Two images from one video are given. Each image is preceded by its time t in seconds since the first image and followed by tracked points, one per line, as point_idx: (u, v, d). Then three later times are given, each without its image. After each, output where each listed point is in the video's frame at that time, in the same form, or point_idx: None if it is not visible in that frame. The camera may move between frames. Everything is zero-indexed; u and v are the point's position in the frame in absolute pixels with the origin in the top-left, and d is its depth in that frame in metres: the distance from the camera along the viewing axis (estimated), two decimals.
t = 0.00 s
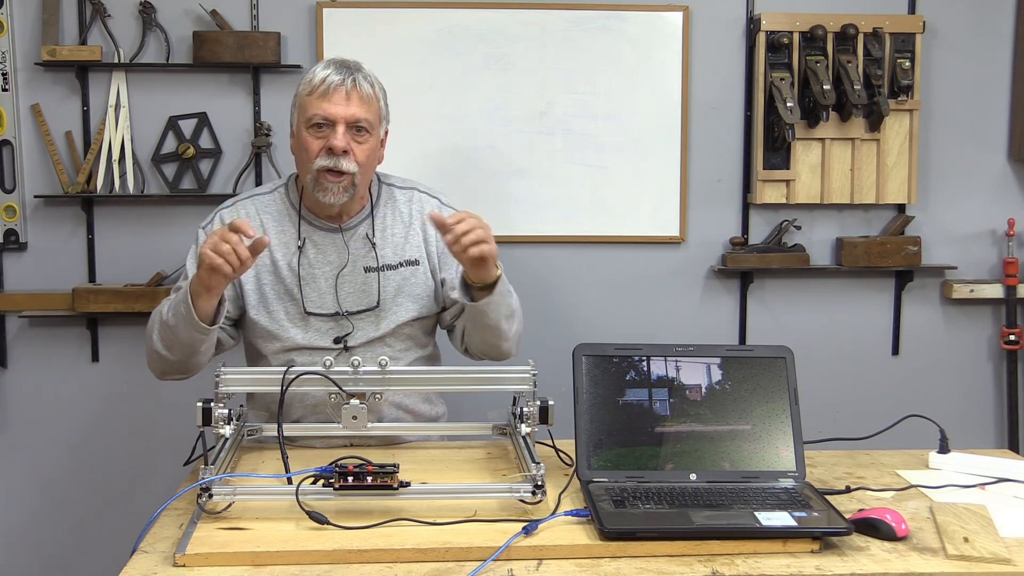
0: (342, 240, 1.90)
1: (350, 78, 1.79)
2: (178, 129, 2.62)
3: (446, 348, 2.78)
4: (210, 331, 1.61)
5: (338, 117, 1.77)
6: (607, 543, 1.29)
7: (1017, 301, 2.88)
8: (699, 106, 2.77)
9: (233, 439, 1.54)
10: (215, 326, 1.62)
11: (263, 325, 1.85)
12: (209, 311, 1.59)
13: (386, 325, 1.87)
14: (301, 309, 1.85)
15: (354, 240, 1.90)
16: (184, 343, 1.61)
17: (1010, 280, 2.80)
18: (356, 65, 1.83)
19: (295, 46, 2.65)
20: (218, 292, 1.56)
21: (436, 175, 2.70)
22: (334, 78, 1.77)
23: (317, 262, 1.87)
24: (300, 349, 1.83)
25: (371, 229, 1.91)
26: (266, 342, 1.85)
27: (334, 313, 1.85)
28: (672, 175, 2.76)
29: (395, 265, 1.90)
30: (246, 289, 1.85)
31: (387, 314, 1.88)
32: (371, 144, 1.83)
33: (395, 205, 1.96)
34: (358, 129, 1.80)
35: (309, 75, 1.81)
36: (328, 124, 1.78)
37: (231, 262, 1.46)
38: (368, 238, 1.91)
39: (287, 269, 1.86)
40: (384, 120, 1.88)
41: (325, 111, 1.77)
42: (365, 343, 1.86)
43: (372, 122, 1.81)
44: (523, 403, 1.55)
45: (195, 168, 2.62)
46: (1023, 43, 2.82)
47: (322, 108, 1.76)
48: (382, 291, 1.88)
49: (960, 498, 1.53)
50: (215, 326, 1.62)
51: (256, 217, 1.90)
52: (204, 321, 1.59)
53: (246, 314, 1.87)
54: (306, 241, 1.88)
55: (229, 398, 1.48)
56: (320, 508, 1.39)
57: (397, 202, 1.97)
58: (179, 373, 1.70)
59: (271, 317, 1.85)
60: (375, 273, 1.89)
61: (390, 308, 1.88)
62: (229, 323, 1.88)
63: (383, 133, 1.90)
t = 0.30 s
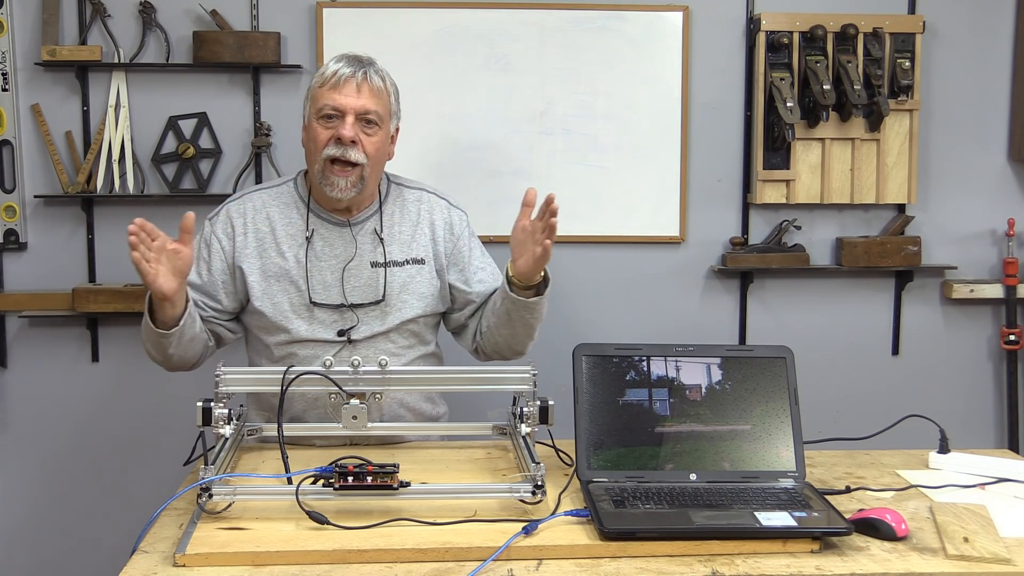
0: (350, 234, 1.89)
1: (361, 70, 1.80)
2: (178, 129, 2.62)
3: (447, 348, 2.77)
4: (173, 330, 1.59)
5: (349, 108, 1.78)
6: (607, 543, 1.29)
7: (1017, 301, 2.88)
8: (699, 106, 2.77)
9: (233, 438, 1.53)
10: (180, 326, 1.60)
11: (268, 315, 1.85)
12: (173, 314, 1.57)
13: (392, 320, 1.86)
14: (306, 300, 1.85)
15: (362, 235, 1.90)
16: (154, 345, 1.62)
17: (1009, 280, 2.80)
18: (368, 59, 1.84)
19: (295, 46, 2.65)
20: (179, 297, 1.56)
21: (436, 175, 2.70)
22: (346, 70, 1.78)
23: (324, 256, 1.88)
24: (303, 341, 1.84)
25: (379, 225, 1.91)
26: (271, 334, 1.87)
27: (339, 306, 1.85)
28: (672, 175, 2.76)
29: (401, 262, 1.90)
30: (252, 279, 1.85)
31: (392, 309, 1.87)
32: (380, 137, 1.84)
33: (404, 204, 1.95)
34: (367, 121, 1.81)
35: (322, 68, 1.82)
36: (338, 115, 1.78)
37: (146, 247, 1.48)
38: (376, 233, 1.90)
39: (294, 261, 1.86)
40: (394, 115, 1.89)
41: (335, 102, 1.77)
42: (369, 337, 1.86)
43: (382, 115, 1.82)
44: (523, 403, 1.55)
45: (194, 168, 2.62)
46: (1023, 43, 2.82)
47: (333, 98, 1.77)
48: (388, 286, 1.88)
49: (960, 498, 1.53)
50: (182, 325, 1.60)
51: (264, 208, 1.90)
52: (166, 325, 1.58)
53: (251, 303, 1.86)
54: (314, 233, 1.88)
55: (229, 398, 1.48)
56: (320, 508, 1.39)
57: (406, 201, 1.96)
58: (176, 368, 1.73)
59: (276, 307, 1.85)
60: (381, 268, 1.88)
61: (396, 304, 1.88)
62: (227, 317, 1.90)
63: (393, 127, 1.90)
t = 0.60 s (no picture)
0: (351, 234, 1.89)
1: (356, 66, 1.80)
2: (178, 129, 2.62)
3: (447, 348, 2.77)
4: (163, 336, 1.62)
5: (346, 103, 1.78)
6: (607, 543, 1.29)
7: (1017, 301, 2.88)
8: (699, 106, 2.77)
9: (233, 439, 1.53)
10: (170, 331, 1.62)
11: (269, 315, 1.85)
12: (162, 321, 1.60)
13: (393, 320, 1.86)
14: (306, 300, 1.85)
15: (362, 234, 1.89)
16: (146, 350, 1.65)
17: (1009, 280, 2.80)
18: (363, 55, 1.85)
19: (294, 46, 2.65)
20: (166, 304, 1.58)
21: (436, 175, 2.70)
22: (341, 66, 1.78)
23: (325, 256, 1.88)
24: (303, 342, 1.84)
25: (380, 225, 1.91)
26: (271, 334, 1.87)
27: (339, 306, 1.85)
28: (672, 174, 2.76)
29: (402, 262, 1.90)
30: (252, 279, 1.85)
31: (393, 310, 1.87)
32: (378, 132, 1.84)
33: (405, 204, 1.95)
34: (365, 116, 1.81)
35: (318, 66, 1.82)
36: (336, 111, 1.79)
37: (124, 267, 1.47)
38: (377, 233, 1.90)
39: (295, 261, 1.86)
40: (391, 110, 1.89)
41: (332, 98, 1.78)
42: (370, 337, 1.85)
43: (379, 109, 1.82)
44: (524, 404, 1.55)
45: (194, 168, 2.61)
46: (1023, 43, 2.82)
47: (329, 95, 1.77)
48: (389, 286, 1.88)
49: (960, 498, 1.53)
50: (173, 331, 1.62)
51: (265, 209, 1.90)
52: (157, 333, 1.61)
53: (251, 303, 1.86)
54: (315, 233, 1.88)
55: (229, 397, 1.48)
56: (320, 508, 1.39)
57: (406, 201, 1.96)
58: (172, 368, 1.75)
59: (276, 307, 1.85)
60: (382, 269, 1.88)
61: (396, 304, 1.88)
62: (225, 318, 1.90)
63: (391, 123, 1.91)
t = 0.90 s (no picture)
0: (349, 233, 1.89)
1: (348, 57, 1.83)
2: (178, 129, 2.62)
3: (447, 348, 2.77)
4: (138, 333, 1.59)
5: (338, 91, 1.80)
6: (607, 543, 1.29)
7: (1017, 301, 2.88)
8: (699, 106, 2.77)
9: (233, 438, 1.53)
10: (144, 327, 1.59)
11: (267, 316, 1.85)
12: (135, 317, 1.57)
13: (391, 319, 1.86)
14: (305, 299, 1.86)
15: (360, 233, 1.89)
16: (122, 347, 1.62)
17: (1010, 280, 2.80)
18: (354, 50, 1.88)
19: (294, 45, 2.65)
20: (139, 300, 1.56)
21: (436, 175, 2.70)
22: (332, 57, 1.81)
23: (323, 255, 1.88)
24: (302, 342, 1.84)
25: (377, 223, 1.91)
26: (270, 334, 1.86)
27: (338, 305, 1.85)
28: (672, 174, 2.76)
29: (400, 260, 1.90)
30: (250, 280, 1.85)
31: (392, 309, 1.87)
32: (373, 120, 1.85)
33: (402, 202, 1.95)
34: (358, 104, 1.83)
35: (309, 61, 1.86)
36: (329, 100, 1.80)
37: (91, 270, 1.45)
38: (375, 231, 1.90)
39: (292, 261, 1.86)
40: (384, 103, 1.91)
41: (325, 87, 1.80)
42: (369, 337, 1.85)
43: (372, 97, 1.84)
44: (524, 404, 1.55)
45: (194, 168, 2.61)
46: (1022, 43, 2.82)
47: (322, 84, 1.80)
48: (387, 285, 1.87)
49: (960, 498, 1.53)
50: (146, 327, 1.60)
51: (262, 209, 1.90)
52: (131, 330, 1.58)
53: (248, 303, 1.86)
54: (312, 232, 1.88)
55: (229, 397, 1.48)
56: (320, 508, 1.39)
57: (403, 199, 1.96)
58: (156, 366, 1.73)
59: (275, 308, 1.85)
60: (380, 267, 1.88)
61: (395, 303, 1.88)
62: (213, 314, 1.88)
63: (384, 116, 1.92)
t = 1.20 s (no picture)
0: (348, 233, 1.89)
1: (346, 59, 1.83)
2: (178, 129, 2.62)
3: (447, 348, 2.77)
4: (128, 332, 1.59)
5: (337, 94, 1.80)
6: (607, 543, 1.29)
7: (1017, 301, 2.88)
8: (699, 106, 2.77)
9: (233, 438, 1.53)
10: (135, 326, 1.59)
11: (266, 316, 1.85)
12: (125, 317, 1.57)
13: (390, 318, 1.86)
14: (304, 299, 1.86)
15: (359, 233, 1.89)
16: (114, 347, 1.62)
17: (1010, 280, 2.80)
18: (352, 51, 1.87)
19: (294, 45, 2.65)
20: (128, 299, 1.56)
21: (436, 175, 2.70)
22: (330, 60, 1.81)
23: (321, 255, 1.87)
24: (302, 342, 1.84)
25: (376, 222, 1.91)
26: (270, 335, 1.86)
27: (337, 304, 1.85)
28: (672, 174, 2.76)
29: (398, 259, 1.90)
30: (248, 280, 1.85)
31: (390, 308, 1.87)
32: (371, 123, 1.85)
33: (400, 201, 1.96)
34: (357, 107, 1.83)
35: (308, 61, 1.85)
36: (327, 103, 1.80)
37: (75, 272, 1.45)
38: (373, 230, 1.90)
39: (291, 261, 1.86)
40: (383, 104, 1.91)
41: (323, 90, 1.79)
42: (368, 336, 1.85)
43: (370, 100, 1.83)
44: (524, 404, 1.55)
45: (194, 168, 2.61)
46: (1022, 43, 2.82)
47: (320, 87, 1.79)
48: (386, 284, 1.87)
49: (960, 498, 1.53)
50: (137, 326, 1.60)
51: (261, 210, 1.90)
52: (122, 329, 1.58)
53: (247, 304, 1.86)
54: (311, 232, 1.88)
55: (229, 397, 1.48)
56: (320, 508, 1.39)
57: (402, 198, 1.96)
58: (153, 365, 1.73)
59: (274, 308, 1.85)
60: (379, 267, 1.88)
61: (393, 302, 1.88)
62: (212, 313, 1.88)
63: (383, 117, 1.92)
